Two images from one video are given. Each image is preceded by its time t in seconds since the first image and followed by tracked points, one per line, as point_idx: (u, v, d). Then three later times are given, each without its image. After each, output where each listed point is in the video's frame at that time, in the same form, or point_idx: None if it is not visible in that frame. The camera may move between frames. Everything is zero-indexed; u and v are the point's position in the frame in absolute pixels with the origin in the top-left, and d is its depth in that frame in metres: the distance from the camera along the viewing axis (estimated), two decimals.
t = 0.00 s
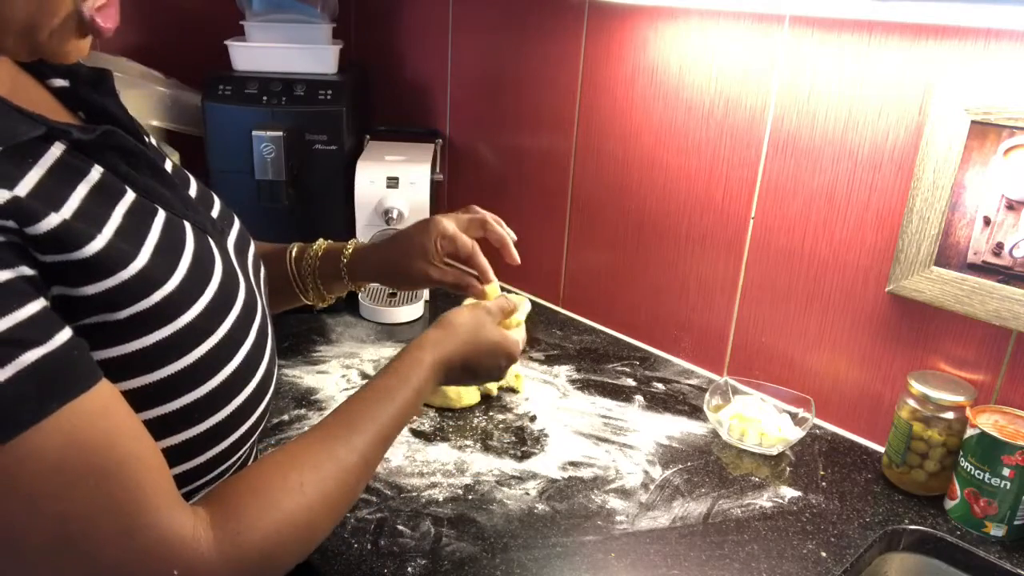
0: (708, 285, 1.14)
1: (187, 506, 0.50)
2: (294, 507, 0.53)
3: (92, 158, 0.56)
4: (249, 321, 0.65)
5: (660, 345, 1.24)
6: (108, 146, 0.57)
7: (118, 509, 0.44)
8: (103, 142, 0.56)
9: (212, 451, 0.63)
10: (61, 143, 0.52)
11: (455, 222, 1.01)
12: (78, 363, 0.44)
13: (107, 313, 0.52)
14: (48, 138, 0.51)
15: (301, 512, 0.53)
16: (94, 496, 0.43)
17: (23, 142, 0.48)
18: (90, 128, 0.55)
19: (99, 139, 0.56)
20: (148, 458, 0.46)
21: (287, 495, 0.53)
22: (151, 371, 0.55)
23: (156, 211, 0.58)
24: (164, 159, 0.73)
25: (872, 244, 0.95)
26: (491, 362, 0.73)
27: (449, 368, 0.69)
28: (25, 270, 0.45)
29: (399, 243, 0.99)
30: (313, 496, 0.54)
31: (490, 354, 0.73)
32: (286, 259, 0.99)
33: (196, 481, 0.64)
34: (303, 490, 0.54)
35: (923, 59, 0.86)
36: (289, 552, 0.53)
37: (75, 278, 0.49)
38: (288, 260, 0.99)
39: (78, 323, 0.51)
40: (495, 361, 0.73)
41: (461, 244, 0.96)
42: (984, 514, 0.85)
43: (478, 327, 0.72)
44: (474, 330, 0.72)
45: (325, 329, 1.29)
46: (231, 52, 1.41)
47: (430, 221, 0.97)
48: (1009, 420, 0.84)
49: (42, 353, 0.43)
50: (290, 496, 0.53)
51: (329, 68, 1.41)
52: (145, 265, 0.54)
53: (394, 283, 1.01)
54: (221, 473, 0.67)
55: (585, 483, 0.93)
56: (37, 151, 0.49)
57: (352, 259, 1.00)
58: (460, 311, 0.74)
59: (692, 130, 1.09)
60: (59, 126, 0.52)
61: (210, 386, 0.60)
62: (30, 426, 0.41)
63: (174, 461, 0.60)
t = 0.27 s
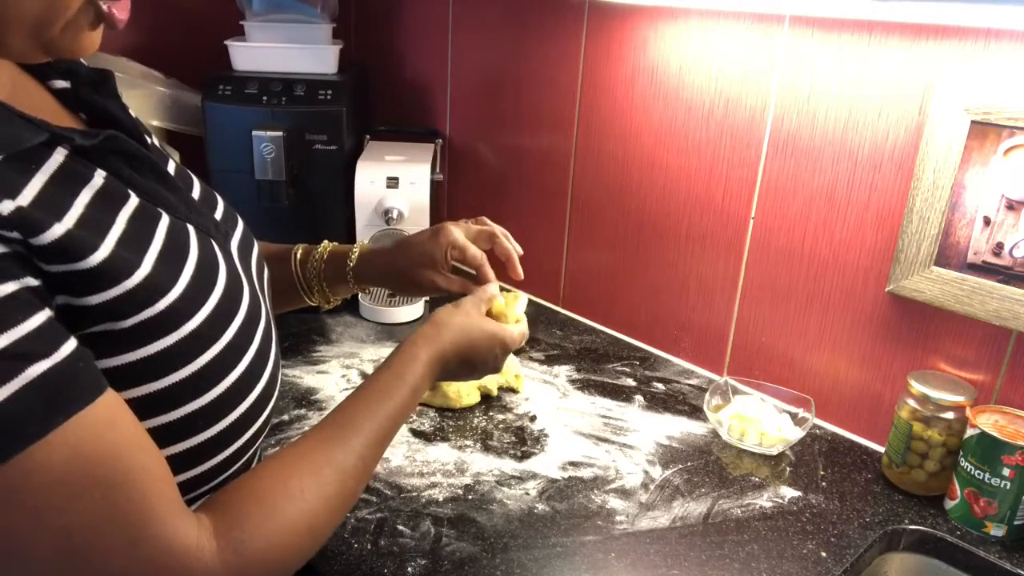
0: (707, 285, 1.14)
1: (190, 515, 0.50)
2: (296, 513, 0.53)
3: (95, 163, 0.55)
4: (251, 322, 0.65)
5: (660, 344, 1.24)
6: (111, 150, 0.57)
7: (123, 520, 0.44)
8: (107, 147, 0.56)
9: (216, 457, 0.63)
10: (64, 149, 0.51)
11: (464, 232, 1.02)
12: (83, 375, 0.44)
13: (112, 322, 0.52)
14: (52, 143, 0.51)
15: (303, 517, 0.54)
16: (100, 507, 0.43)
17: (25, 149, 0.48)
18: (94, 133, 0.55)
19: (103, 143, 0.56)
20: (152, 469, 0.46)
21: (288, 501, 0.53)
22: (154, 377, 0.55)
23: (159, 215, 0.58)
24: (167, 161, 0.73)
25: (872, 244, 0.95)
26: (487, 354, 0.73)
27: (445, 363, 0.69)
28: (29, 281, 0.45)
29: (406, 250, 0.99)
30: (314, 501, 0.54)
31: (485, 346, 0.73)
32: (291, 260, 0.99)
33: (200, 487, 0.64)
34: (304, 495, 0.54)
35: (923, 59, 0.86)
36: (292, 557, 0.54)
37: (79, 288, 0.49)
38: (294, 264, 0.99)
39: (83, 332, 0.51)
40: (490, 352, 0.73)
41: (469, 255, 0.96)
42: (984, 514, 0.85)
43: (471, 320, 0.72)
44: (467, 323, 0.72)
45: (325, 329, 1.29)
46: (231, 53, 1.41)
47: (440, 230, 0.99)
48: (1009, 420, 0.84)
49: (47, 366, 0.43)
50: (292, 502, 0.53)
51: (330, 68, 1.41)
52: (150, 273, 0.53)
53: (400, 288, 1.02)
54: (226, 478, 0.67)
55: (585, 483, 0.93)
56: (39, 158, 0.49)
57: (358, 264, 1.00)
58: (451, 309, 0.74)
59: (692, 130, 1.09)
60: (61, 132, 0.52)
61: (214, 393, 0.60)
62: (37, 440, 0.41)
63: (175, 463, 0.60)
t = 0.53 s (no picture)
0: (707, 284, 1.14)
1: (191, 520, 0.50)
2: (297, 518, 0.53)
3: (96, 165, 0.56)
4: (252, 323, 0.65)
5: (660, 344, 1.24)
6: (112, 153, 0.57)
7: (123, 526, 0.44)
8: (108, 150, 0.57)
9: (218, 461, 0.63)
10: (66, 151, 0.52)
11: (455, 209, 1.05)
12: (83, 381, 0.44)
13: (114, 326, 0.52)
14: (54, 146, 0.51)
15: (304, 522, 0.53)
16: (101, 512, 0.43)
17: (26, 153, 0.48)
18: (96, 135, 0.56)
19: (104, 146, 0.56)
20: (152, 475, 0.46)
21: (290, 506, 0.53)
22: (155, 381, 0.55)
23: (161, 217, 0.58)
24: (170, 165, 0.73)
25: (872, 244, 0.95)
26: (490, 355, 0.73)
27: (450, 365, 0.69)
28: (30, 286, 0.45)
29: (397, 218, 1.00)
30: (315, 506, 0.54)
31: (488, 345, 0.72)
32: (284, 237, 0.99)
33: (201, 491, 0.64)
34: (306, 500, 0.54)
35: (923, 59, 0.86)
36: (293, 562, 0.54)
37: (81, 292, 0.49)
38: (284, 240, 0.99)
39: (84, 336, 0.51)
40: (493, 350, 0.73)
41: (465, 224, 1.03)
42: (984, 514, 0.85)
43: (473, 321, 0.72)
44: (468, 324, 0.72)
45: (325, 329, 1.29)
46: (231, 53, 1.41)
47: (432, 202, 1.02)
48: (1009, 420, 0.84)
49: (48, 371, 0.43)
50: (293, 507, 0.53)
51: (330, 68, 1.41)
52: (152, 277, 0.53)
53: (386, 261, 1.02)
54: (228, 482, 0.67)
55: (585, 483, 0.93)
56: (40, 162, 0.49)
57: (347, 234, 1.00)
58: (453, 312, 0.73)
59: (692, 131, 1.09)
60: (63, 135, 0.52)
61: (215, 397, 0.60)
62: (37, 446, 0.41)
63: (176, 465, 0.60)
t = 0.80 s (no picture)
0: (707, 284, 1.14)
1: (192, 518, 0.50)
2: (298, 516, 0.53)
3: (95, 166, 0.56)
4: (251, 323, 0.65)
5: (660, 344, 1.24)
6: (111, 154, 0.57)
7: (124, 524, 0.44)
8: (106, 151, 0.57)
9: (218, 460, 0.63)
10: (63, 152, 0.52)
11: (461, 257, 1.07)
12: (86, 379, 0.44)
13: (115, 325, 0.52)
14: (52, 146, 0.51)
15: (305, 520, 0.54)
16: (103, 510, 0.43)
17: (26, 154, 0.48)
18: (94, 136, 0.55)
19: (103, 147, 0.56)
20: (154, 474, 0.46)
21: (291, 504, 0.53)
22: (155, 380, 0.55)
23: (159, 218, 0.58)
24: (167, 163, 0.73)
25: (872, 244, 0.95)
26: (490, 351, 0.73)
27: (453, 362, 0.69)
28: (32, 284, 0.45)
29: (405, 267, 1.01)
30: (316, 504, 0.54)
31: (488, 341, 0.73)
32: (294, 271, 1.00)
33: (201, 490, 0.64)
34: (306, 498, 0.54)
35: (923, 59, 0.86)
36: (295, 560, 0.54)
37: (83, 291, 0.49)
38: (295, 286, 0.99)
39: (86, 335, 0.51)
40: (493, 346, 0.73)
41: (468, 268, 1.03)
42: (984, 514, 0.85)
43: (473, 318, 0.72)
44: (469, 322, 0.71)
45: (325, 329, 1.29)
46: (231, 53, 1.41)
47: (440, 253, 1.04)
48: (1009, 420, 0.84)
49: (50, 370, 0.43)
50: (294, 505, 0.53)
51: (330, 68, 1.41)
52: (153, 276, 0.54)
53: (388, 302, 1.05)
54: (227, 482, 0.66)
55: (585, 483, 0.93)
56: (39, 162, 0.49)
57: (358, 288, 1.01)
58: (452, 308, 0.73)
59: (692, 131, 1.09)
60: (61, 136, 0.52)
61: (215, 396, 0.60)
62: (40, 445, 0.41)
63: (176, 465, 0.60)
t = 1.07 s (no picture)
0: (707, 284, 1.14)
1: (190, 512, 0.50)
2: (295, 511, 0.53)
3: (93, 165, 0.56)
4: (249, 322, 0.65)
5: (660, 345, 1.24)
6: (108, 153, 0.57)
7: (122, 518, 0.44)
8: (104, 150, 0.57)
9: (216, 457, 0.63)
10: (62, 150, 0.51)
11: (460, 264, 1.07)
12: (85, 374, 0.44)
13: (113, 320, 0.52)
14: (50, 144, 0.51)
15: (302, 515, 0.54)
16: (100, 505, 0.43)
17: (25, 150, 0.48)
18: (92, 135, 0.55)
19: (101, 146, 0.56)
20: (152, 469, 0.46)
21: (288, 499, 0.53)
22: (153, 377, 0.55)
23: (157, 217, 0.58)
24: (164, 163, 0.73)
25: (872, 244, 0.95)
26: (490, 344, 0.73)
27: (447, 359, 0.69)
28: (31, 278, 0.45)
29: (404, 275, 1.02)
30: (313, 499, 0.54)
31: (486, 336, 0.72)
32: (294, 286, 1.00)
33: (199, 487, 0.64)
34: (304, 493, 0.54)
35: (923, 59, 0.86)
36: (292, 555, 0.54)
37: (81, 286, 0.49)
38: (296, 300, 0.99)
39: (84, 330, 0.51)
40: (492, 340, 0.73)
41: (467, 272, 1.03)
42: (984, 514, 0.85)
43: (467, 313, 0.72)
44: (461, 317, 0.71)
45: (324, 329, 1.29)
46: (231, 53, 1.41)
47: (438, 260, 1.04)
48: (1009, 420, 0.84)
49: (48, 364, 0.43)
50: (291, 500, 0.53)
51: (330, 68, 1.41)
52: (151, 271, 0.54)
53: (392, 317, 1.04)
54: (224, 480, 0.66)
55: (585, 483, 0.93)
56: (38, 159, 0.49)
57: (359, 298, 1.02)
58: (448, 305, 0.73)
59: (692, 131, 1.09)
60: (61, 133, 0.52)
61: (213, 393, 0.60)
62: (39, 438, 0.41)
63: (175, 463, 0.60)
